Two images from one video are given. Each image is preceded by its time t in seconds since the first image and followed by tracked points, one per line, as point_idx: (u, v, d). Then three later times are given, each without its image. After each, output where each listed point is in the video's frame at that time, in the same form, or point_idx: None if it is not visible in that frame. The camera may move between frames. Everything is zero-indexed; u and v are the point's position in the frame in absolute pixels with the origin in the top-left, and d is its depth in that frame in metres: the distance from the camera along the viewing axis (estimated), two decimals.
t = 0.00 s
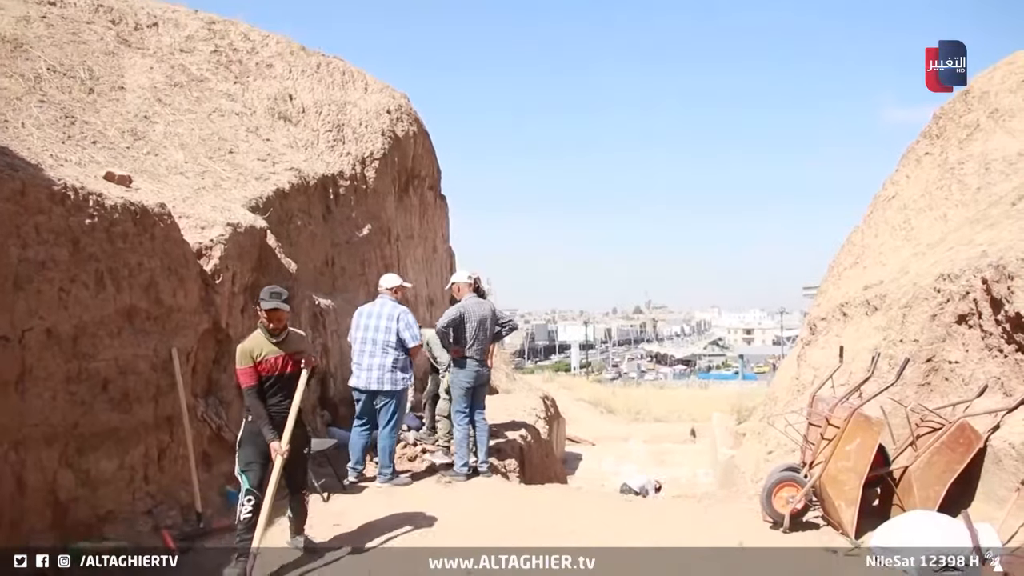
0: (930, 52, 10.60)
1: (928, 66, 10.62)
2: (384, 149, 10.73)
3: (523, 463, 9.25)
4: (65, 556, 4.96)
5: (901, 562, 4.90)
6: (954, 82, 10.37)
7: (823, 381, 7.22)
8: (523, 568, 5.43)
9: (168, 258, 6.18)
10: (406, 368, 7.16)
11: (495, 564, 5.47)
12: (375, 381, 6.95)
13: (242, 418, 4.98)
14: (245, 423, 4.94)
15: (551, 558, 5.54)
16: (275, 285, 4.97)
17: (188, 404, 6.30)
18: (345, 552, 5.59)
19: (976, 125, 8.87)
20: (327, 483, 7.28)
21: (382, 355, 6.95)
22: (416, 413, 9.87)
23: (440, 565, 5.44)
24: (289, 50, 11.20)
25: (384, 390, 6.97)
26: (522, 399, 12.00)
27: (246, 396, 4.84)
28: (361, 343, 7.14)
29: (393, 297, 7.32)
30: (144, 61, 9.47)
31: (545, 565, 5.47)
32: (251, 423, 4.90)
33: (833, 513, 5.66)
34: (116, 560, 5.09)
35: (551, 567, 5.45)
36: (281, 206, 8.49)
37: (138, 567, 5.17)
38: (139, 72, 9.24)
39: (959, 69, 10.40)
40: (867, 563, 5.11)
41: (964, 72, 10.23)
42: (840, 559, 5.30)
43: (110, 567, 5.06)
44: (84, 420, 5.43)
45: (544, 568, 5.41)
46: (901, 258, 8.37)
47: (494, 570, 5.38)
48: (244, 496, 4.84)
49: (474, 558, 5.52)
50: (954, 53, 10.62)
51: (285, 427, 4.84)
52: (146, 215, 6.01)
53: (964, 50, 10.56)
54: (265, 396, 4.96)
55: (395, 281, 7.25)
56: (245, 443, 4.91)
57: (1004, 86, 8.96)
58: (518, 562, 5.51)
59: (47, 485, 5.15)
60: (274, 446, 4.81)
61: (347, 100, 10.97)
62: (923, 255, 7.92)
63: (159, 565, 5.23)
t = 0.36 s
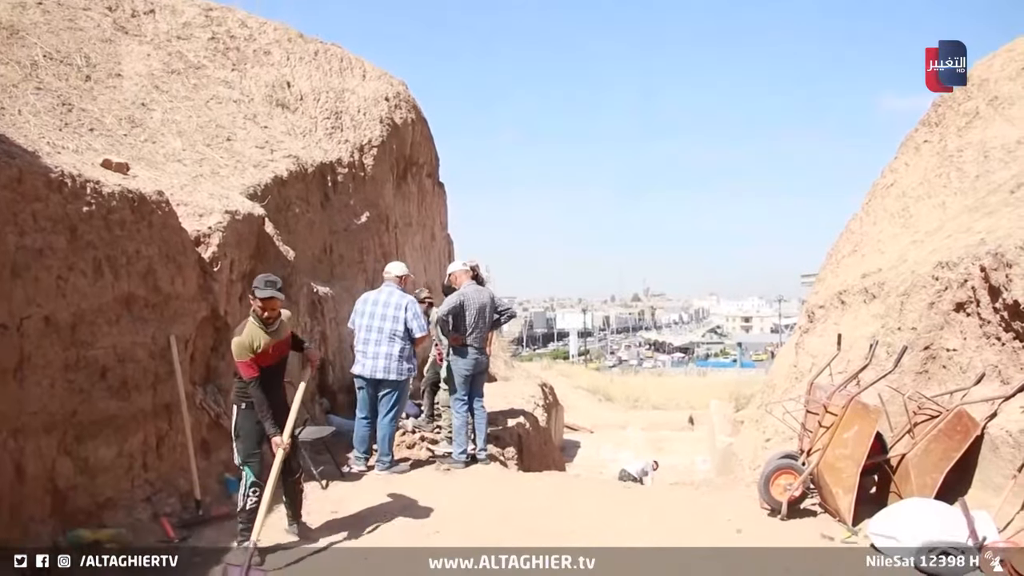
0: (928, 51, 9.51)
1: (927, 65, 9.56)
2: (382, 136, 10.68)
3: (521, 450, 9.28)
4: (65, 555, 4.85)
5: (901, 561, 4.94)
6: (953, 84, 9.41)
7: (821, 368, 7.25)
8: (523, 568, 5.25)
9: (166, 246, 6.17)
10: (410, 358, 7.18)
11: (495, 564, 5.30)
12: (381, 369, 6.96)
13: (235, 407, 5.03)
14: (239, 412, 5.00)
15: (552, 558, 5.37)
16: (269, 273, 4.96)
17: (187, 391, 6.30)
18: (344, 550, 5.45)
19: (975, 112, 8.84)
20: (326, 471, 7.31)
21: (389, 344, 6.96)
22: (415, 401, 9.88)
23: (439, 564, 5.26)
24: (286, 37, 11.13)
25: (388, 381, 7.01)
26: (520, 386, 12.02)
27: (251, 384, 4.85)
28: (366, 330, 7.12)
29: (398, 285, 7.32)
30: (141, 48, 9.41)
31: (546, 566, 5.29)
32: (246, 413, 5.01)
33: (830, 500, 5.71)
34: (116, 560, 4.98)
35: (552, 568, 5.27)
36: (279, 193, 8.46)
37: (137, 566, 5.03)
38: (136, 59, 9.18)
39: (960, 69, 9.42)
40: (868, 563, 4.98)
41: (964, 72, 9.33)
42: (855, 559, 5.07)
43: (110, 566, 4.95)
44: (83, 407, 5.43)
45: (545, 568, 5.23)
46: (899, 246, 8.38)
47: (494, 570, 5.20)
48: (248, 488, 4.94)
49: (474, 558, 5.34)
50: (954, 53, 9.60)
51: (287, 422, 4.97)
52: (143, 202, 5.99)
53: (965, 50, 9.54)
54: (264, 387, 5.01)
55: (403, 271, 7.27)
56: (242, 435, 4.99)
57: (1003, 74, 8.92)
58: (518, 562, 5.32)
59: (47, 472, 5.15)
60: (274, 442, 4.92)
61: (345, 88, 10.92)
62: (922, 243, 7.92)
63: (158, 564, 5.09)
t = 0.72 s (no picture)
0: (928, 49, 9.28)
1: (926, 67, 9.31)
2: (381, 124, 10.65)
3: (519, 438, 9.31)
4: (65, 555, 4.74)
5: (900, 561, 4.80)
6: (954, 84, 9.22)
7: (820, 356, 7.27)
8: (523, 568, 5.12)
9: (164, 234, 6.15)
10: (408, 346, 7.19)
11: (496, 563, 5.16)
12: (377, 358, 6.99)
13: (223, 395, 5.08)
14: (227, 400, 5.06)
15: (553, 558, 5.22)
16: (267, 271, 4.87)
17: (185, 380, 6.30)
18: (340, 548, 5.29)
19: (975, 101, 8.81)
20: (324, 459, 7.33)
21: (384, 333, 6.98)
22: (414, 389, 9.90)
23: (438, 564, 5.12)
24: (284, 25, 11.08)
25: (386, 368, 7.01)
26: (519, 374, 12.05)
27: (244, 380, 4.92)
28: (363, 319, 7.15)
29: (395, 274, 7.33)
30: (138, 36, 9.36)
31: (547, 566, 5.14)
32: (235, 404, 5.05)
33: (827, 487, 5.74)
34: (117, 559, 4.82)
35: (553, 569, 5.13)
36: (278, 181, 8.45)
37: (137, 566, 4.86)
38: (133, 47, 9.13)
39: (960, 69, 9.23)
40: (867, 563, 4.80)
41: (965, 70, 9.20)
42: (855, 558, 4.88)
43: (109, 567, 4.79)
44: (82, 396, 5.43)
45: (544, 569, 5.10)
46: (898, 235, 8.38)
47: (494, 570, 5.06)
48: (241, 478, 5.07)
49: (474, 557, 5.19)
50: (954, 53, 9.34)
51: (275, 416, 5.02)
52: (141, 190, 5.98)
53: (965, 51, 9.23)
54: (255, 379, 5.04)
55: (402, 260, 7.28)
56: (232, 424, 5.06)
57: (1003, 62, 8.90)
58: (518, 561, 5.18)
59: (46, 460, 5.17)
60: (263, 434, 4.95)
61: (343, 76, 10.88)
62: (921, 231, 7.93)
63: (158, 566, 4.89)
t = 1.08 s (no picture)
0: (928, 50, 9.10)
1: (926, 68, 9.13)
2: (379, 112, 10.61)
3: (518, 425, 9.34)
4: (66, 555, 4.67)
5: (901, 561, 4.69)
6: (954, 84, 9.05)
7: (818, 344, 7.28)
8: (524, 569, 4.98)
9: (161, 222, 6.15)
10: (400, 332, 7.20)
11: (495, 563, 5.01)
12: (369, 345, 7.00)
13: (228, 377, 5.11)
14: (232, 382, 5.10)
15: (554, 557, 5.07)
16: (274, 255, 4.92)
17: (183, 368, 6.31)
18: (340, 545, 5.19)
19: (975, 88, 8.78)
20: (322, 447, 7.35)
21: (375, 320, 6.98)
22: (412, 377, 9.92)
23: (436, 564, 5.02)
24: (281, 12, 11.00)
25: (377, 355, 7.02)
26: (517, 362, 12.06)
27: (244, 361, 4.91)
28: (354, 306, 7.15)
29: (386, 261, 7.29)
30: (134, 23, 9.29)
31: (545, 567, 5.00)
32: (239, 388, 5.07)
33: (824, 475, 5.77)
34: (117, 559, 4.71)
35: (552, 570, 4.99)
36: (276, 169, 8.42)
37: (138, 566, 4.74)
38: (129, 35, 9.07)
39: (960, 68, 9.03)
40: (867, 562, 4.70)
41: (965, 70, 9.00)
42: (853, 559, 4.77)
43: (110, 567, 4.68)
44: (81, 384, 5.42)
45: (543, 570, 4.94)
46: (897, 223, 8.37)
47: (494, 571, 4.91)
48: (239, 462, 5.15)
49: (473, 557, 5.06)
50: (954, 55, 9.14)
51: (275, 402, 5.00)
52: (139, 178, 5.96)
53: (964, 54, 9.08)
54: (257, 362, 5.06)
55: (392, 247, 7.23)
56: (233, 409, 5.09)
57: (1003, 50, 8.86)
58: (519, 561, 5.04)
59: (46, 448, 5.15)
60: (262, 419, 4.94)
61: (341, 63, 10.82)
62: (919, 220, 7.92)
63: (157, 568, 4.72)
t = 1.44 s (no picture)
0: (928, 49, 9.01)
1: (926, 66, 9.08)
2: (377, 100, 10.58)
3: (517, 413, 9.37)
4: (65, 555, 4.62)
5: (902, 561, 4.56)
6: (953, 84, 8.93)
7: (817, 332, 7.30)
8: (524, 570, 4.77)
9: (160, 210, 6.14)
10: (394, 319, 7.19)
11: (496, 563, 4.82)
12: (363, 332, 6.99)
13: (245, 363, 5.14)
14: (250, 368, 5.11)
15: (553, 557, 4.86)
16: (294, 238, 5.03)
17: (183, 356, 6.32)
18: (335, 544, 5.04)
19: (975, 76, 8.75)
20: (321, 434, 7.35)
21: (370, 307, 6.98)
22: (411, 364, 9.93)
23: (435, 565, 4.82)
24: None
25: (372, 342, 7.02)
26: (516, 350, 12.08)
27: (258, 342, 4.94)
28: (350, 294, 7.12)
29: (381, 249, 7.26)
30: (131, 10, 9.22)
31: (547, 567, 4.79)
32: (255, 373, 5.10)
33: (823, 462, 5.80)
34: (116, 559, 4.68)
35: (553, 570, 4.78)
36: (274, 157, 8.40)
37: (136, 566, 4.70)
38: (127, 22, 9.01)
39: (960, 68, 8.91)
40: (866, 563, 4.56)
41: (965, 70, 8.88)
42: (852, 558, 4.63)
43: (109, 567, 4.66)
44: (80, 372, 5.42)
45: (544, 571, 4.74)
46: (896, 211, 8.37)
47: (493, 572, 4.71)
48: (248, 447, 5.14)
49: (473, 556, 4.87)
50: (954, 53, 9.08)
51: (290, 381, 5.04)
52: (137, 166, 5.94)
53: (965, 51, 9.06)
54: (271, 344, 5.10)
55: (386, 234, 7.22)
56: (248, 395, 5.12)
57: (1004, 37, 8.83)
58: (520, 561, 4.85)
59: (46, 436, 5.14)
60: (274, 396, 4.96)
61: (339, 51, 10.77)
62: (919, 207, 7.92)
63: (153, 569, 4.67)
